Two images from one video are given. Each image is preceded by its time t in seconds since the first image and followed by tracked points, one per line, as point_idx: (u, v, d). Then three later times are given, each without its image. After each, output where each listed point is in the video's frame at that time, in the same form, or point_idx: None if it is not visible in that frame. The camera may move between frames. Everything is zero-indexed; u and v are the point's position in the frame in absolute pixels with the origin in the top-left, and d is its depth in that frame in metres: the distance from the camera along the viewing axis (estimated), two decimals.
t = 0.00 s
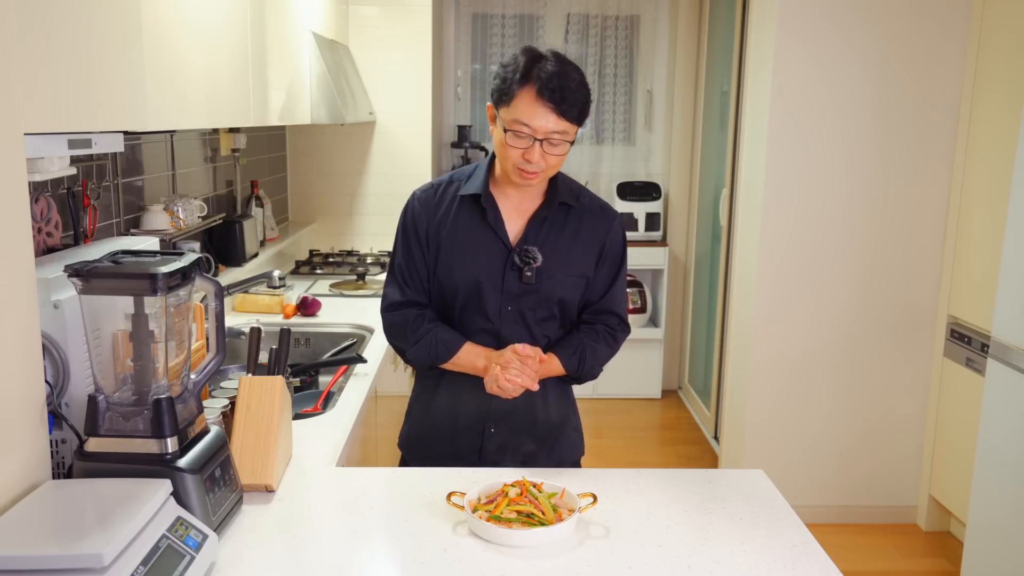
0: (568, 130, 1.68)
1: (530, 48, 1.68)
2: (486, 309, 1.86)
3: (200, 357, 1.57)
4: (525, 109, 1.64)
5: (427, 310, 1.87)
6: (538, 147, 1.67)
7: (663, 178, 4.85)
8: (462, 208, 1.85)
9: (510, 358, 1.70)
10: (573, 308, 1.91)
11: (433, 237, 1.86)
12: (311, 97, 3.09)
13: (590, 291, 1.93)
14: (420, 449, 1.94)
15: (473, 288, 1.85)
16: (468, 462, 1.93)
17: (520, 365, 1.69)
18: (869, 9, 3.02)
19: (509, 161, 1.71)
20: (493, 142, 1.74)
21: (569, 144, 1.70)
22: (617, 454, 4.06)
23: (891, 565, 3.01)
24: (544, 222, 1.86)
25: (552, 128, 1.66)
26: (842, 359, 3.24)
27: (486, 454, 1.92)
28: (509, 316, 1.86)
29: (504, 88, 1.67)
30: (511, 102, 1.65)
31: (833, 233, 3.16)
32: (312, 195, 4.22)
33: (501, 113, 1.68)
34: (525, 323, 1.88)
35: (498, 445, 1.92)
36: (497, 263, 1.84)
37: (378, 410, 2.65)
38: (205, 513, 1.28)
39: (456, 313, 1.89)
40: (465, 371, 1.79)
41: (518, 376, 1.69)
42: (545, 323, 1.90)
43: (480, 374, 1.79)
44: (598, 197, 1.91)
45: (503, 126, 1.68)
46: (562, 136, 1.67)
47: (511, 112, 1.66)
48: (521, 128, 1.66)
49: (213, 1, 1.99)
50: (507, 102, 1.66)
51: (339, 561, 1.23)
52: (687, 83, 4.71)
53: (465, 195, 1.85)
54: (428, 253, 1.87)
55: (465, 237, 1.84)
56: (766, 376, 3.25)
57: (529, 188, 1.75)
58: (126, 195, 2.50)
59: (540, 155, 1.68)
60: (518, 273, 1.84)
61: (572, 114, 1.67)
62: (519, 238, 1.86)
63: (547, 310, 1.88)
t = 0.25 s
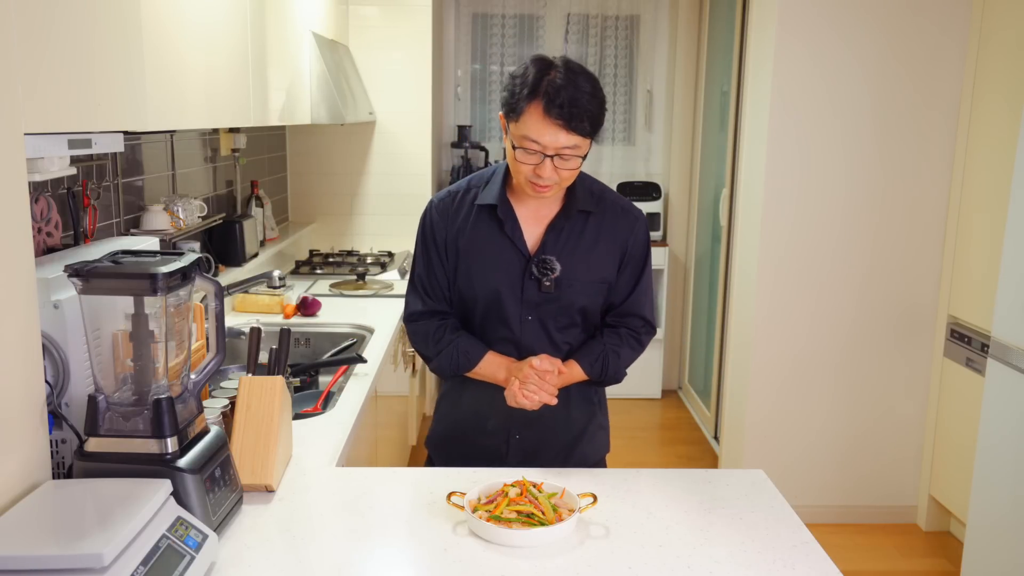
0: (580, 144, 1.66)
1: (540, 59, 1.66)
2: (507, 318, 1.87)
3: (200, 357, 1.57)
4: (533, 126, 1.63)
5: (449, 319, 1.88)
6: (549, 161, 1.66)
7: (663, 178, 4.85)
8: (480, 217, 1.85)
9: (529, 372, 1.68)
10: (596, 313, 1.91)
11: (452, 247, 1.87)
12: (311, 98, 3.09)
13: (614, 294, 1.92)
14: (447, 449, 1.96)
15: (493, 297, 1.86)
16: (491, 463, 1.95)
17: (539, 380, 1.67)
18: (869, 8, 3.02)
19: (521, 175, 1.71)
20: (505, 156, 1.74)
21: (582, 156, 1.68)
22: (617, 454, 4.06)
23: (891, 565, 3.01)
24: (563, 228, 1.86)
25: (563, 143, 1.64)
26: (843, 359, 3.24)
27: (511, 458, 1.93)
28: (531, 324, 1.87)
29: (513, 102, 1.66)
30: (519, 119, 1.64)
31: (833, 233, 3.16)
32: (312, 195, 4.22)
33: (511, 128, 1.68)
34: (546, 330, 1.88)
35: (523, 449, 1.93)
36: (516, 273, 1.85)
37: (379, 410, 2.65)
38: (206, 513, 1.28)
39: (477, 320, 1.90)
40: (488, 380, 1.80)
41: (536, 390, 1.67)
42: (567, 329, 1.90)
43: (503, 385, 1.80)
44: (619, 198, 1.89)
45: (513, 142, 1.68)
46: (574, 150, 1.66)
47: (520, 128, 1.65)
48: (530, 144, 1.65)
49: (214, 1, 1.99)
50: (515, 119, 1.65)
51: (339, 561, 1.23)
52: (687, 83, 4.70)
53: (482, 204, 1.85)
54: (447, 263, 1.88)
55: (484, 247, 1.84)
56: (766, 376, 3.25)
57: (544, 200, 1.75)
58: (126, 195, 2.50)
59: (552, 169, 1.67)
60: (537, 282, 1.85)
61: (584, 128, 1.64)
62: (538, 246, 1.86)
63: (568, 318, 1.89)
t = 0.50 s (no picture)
0: (573, 138, 1.65)
1: (528, 57, 1.67)
2: (509, 317, 1.87)
3: (200, 357, 1.57)
4: (524, 122, 1.63)
5: (451, 320, 1.89)
6: (543, 158, 1.66)
7: (663, 178, 4.85)
8: (480, 217, 1.85)
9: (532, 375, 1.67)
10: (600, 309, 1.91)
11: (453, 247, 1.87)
12: (311, 98, 3.09)
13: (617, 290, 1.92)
14: (455, 448, 1.97)
15: (495, 296, 1.86)
16: (498, 463, 1.96)
17: (542, 382, 1.66)
18: (869, 8, 3.02)
19: (516, 173, 1.70)
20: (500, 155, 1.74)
21: (576, 151, 1.68)
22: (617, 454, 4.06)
23: (891, 565, 3.01)
24: (563, 225, 1.86)
25: (555, 138, 1.64)
26: (843, 359, 3.24)
27: (517, 458, 1.93)
28: (533, 322, 1.87)
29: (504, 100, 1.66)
30: (509, 117, 1.64)
31: (833, 233, 3.16)
32: (312, 195, 4.22)
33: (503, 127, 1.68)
34: (549, 329, 1.88)
35: (530, 449, 1.93)
36: (517, 272, 1.85)
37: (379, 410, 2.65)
38: (206, 513, 1.28)
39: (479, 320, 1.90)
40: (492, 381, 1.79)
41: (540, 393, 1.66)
42: (570, 327, 1.90)
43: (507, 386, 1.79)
44: (618, 194, 1.89)
45: (506, 140, 1.68)
46: (567, 144, 1.65)
47: (511, 126, 1.65)
48: (523, 141, 1.65)
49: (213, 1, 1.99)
50: (507, 117, 1.66)
51: (339, 561, 1.23)
52: (687, 83, 4.71)
53: (481, 204, 1.85)
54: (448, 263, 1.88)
55: (484, 247, 1.84)
56: (766, 376, 3.25)
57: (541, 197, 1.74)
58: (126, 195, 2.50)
59: (547, 166, 1.67)
60: (539, 280, 1.84)
61: (576, 122, 1.64)
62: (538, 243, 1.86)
63: (571, 315, 1.88)
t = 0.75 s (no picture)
0: (561, 128, 1.65)
1: (514, 50, 1.67)
2: (504, 312, 1.86)
3: (200, 357, 1.57)
4: (511, 114, 1.63)
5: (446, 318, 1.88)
6: (531, 149, 1.66)
7: (663, 178, 4.85)
8: (472, 213, 1.86)
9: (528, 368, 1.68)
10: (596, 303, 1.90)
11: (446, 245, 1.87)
12: (311, 98, 3.09)
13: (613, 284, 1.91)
14: (456, 448, 1.97)
15: (489, 292, 1.85)
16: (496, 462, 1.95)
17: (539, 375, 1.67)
18: (869, 8, 3.02)
19: (506, 166, 1.70)
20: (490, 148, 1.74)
21: (565, 141, 1.68)
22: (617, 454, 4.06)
23: (891, 565, 3.01)
24: (557, 218, 1.86)
25: (544, 128, 1.64)
26: (843, 359, 3.24)
27: (517, 457, 1.93)
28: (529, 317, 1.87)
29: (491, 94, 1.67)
30: (497, 109, 1.64)
31: (833, 233, 3.16)
32: (312, 195, 4.22)
33: (492, 120, 1.68)
34: (544, 324, 1.88)
35: (530, 448, 1.92)
36: (511, 266, 1.85)
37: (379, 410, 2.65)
38: (206, 513, 1.28)
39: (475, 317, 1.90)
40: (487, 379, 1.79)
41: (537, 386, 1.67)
42: (566, 322, 1.89)
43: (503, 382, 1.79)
44: (610, 188, 1.89)
45: (494, 133, 1.68)
46: (556, 134, 1.65)
47: (499, 118, 1.66)
48: (511, 133, 1.65)
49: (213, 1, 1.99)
50: (494, 109, 1.66)
51: (339, 560, 1.23)
52: (687, 83, 4.71)
53: (473, 200, 1.85)
54: (442, 261, 1.88)
55: (477, 243, 1.85)
56: (766, 376, 3.25)
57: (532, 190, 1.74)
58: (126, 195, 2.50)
59: (536, 157, 1.67)
60: (533, 274, 1.84)
61: (563, 112, 1.64)
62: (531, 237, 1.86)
63: (567, 309, 1.88)
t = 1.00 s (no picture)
0: (531, 108, 1.67)
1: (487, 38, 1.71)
2: (499, 305, 1.86)
3: (201, 357, 1.57)
4: (481, 95, 1.67)
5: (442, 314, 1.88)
6: (502, 131, 1.68)
7: (663, 178, 4.85)
8: (465, 208, 1.86)
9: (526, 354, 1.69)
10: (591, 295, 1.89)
11: (439, 241, 1.88)
12: (311, 98, 3.09)
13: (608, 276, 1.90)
14: (456, 449, 1.96)
15: (483, 285, 1.85)
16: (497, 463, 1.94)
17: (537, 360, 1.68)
18: (869, 8, 3.02)
19: (483, 149, 1.73)
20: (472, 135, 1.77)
21: (537, 123, 1.69)
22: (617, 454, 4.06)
23: (891, 565, 3.01)
24: (549, 209, 1.86)
25: (512, 108, 1.66)
26: (843, 359, 3.24)
27: (517, 456, 1.91)
28: (524, 309, 1.86)
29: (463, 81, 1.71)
30: (468, 92, 1.68)
31: (833, 233, 3.16)
32: (312, 195, 4.22)
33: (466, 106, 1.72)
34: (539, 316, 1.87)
35: (530, 446, 1.91)
36: (505, 258, 1.85)
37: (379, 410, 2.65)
38: (206, 513, 1.28)
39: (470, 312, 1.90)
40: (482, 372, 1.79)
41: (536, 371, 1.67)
42: (562, 314, 1.89)
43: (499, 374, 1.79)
44: (601, 180, 1.89)
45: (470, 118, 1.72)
46: (525, 115, 1.67)
47: (471, 101, 1.69)
48: (481, 115, 1.68)
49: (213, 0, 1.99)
50: (467, 94, 1.70)
51: (339, 560, 1.23)
52: (687, 83, 4.71)
53: (465, 194, 1.86)
54: (435, 257, 1.88)
55: (470, 237, 1.85)
56: (766, 376, 3.25)
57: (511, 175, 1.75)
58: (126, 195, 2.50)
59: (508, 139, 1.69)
60: (527, 265, 1.84)
61: (530, 91, 1.66)
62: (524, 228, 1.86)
63: (562, 300, 1.87)
